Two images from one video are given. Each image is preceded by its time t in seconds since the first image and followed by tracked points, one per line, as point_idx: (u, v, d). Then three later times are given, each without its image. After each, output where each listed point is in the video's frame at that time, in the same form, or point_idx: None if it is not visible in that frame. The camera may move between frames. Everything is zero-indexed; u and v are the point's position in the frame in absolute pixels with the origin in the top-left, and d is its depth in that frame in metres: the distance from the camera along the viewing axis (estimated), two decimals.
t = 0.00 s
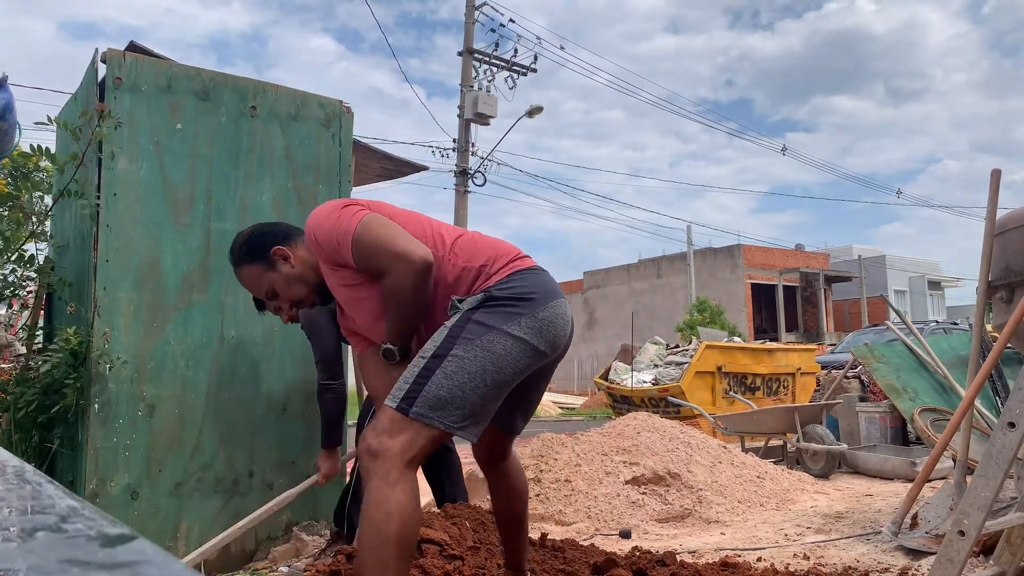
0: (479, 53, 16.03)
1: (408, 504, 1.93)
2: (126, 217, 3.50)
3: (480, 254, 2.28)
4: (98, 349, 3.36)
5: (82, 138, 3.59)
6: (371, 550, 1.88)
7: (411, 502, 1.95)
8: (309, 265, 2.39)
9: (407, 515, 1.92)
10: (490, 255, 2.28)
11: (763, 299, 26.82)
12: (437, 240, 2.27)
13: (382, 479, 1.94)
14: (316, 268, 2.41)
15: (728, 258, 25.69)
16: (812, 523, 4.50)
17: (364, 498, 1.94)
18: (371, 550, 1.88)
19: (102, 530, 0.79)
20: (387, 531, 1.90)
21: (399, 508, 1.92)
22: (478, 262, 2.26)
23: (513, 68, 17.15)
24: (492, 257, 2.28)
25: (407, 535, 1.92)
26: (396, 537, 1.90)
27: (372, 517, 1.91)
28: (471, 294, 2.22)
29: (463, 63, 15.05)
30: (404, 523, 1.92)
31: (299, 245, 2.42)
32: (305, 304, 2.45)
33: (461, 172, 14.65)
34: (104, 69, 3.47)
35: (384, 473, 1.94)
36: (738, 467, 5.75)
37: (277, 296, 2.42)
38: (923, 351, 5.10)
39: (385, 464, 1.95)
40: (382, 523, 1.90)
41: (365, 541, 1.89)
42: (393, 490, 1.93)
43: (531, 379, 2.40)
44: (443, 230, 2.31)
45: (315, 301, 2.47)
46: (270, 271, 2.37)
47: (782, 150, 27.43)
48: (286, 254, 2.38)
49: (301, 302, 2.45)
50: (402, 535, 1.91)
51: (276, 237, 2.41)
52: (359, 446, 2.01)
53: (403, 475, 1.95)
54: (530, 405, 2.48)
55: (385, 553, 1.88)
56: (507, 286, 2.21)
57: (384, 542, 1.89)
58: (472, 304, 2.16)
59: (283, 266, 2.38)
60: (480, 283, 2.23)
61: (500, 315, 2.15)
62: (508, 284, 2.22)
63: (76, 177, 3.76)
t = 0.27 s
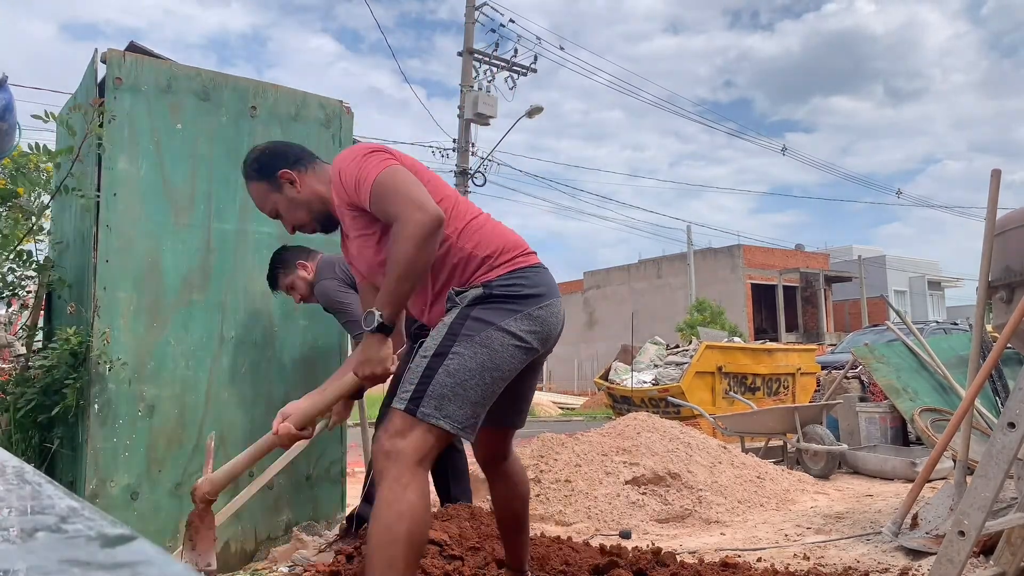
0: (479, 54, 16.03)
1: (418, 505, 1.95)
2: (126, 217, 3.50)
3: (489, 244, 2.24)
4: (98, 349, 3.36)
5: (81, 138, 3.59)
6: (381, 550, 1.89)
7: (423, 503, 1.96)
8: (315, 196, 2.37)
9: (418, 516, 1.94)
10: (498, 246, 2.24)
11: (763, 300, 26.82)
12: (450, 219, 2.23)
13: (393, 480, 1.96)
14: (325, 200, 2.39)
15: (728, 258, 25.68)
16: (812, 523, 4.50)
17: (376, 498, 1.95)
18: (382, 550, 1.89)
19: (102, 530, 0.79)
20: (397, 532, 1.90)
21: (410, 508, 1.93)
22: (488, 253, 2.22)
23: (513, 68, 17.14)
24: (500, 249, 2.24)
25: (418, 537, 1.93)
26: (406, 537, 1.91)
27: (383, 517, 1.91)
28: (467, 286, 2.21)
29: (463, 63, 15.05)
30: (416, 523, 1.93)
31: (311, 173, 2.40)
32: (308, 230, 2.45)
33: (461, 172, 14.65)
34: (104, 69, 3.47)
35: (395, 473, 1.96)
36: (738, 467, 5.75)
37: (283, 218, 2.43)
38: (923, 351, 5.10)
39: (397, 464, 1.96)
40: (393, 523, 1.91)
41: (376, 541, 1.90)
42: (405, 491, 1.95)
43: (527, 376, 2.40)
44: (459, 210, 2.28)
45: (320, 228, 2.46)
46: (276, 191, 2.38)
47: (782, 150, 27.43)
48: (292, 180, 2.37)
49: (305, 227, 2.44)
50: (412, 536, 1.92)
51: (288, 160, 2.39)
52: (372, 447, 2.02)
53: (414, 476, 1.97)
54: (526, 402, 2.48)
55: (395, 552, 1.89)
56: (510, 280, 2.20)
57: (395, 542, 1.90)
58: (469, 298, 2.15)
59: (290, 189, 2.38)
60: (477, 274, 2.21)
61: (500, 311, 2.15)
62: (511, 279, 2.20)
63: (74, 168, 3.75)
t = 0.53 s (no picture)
0: (479, 53, 16.04)
1: (415, 504, 1.95)
2: (126, 217, 3.50)
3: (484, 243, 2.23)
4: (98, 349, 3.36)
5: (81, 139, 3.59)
6: (380, 551, 1.90)
7: (420, 502, 1.97)
8: (305, 210, 2.39)
9: (415, 515, 1.94)
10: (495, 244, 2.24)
11: (763, 300, 26.81)
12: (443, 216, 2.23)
13: (390, 480, 1.96)
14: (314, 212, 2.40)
15: (728, 258, 25.68)
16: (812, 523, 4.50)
17: (374, 499, 1.96)
18: (381, 551, 1.90)
19: (102, 530, 0.79)
20: (395, 532, 1.92)
21: (407, 508, 1.94)
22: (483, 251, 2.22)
23: (513, 68, 17.14)
24: (496, 248, 2.24)
25: (415, 535, 1.94)
26: (404, 537, 1.92)
27: (381, 518, 1.93)
28: (467, 284, 2.20)
29: (463, 63, 15.05)
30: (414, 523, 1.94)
31: (297, 187, 2.42)
32: (297, 246, 2.47)
33: (460, 172, 14.64)
34: (104, 69, 3.46)
35: (391, 473, 1.96)
36: (738, 467, 5.75)
37: (272, 236, 2.44)
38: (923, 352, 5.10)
39: (393, 464, 1.96)
40: (390, 524, 1.92)
41: (374, 542, 1.91)
42: (401, 490, 1.95)
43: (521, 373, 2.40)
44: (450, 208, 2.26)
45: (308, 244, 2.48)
46: (264, 211, 2.39)
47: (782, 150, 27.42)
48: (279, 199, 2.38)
49: (293, 245, 2.46)
50: (410, 535, 1.93)
51: (275, 177, 2.41)
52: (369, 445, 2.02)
53: (411, 475, 1.97)
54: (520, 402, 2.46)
55: (394, 552, 1.90)
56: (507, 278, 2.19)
57: (393, 542, 1.91)
58: (468, 297, 2.14)
59: (277, 207, 2.38)
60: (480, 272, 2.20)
61: (498, 309, 2.15)
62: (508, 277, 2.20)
63: (74, 169, 3.75)
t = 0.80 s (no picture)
0: (479, 54, 16.04)
1: (401, 501, 1.97)
2: (126, 217, 3.50)
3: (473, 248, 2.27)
4: (98, 349, 3.36)
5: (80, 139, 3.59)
6: (367, 547, 1.90)
7: (406, 499, 1.99)
8: (376, 88, 2.43)
9: (401, 511, 1.96)
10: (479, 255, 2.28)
11: (763, 300, 26.81)
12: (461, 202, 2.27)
13: (375, 481, 1.99)
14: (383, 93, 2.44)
15: (728, 258, 25.67)
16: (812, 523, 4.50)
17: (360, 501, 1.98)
18: (367, 547, 1.90)
19: (102, 531, 0.79)
20: (382, 528, 1.92)
21: (393, 504, 1.96)
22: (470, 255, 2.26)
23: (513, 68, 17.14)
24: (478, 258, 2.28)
25: (401, 532, 1.94)
26: (392, 532, 1.92)
27: (367, 516, 1.94)
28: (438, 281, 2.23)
29: (463, 63, 15.04)
30: (400, 519, 1.95)
31: (378, 68, 2.46)
32: (354, 121, 2.50)
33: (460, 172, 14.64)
34: (104, 69, 3.46)
35: (376, 472, 1.99)
36: (738, 467, 5.75)
37: (335, 103, 2.47)
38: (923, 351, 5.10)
39: (378, 464, 2.00)
40: (377, 520, 1.93)
41: (362, 540, 1.92)
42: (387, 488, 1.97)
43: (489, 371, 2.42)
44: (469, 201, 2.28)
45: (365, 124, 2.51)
46: (341, 73, 2.43)
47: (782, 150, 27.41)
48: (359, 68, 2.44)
49: (352, 118, 2.49)
50: (397, 531, 1.93)
51: (361, 48, 2.46)
52: (356, 455, 2.07)
53: (395, 473, 2.00)
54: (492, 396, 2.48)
55: (381, 547, 1.90)
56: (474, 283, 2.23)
57: (380, 538, 1.91)
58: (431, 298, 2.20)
59: (354, 75, 2.44)
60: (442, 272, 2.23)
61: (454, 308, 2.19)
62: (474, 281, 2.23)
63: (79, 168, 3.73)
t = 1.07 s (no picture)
0: (479, 53, 16.04)
1: (434, 506, 2.02)
2: (126, 217, 3.50)
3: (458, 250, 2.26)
4: (99, 349, 3.36)
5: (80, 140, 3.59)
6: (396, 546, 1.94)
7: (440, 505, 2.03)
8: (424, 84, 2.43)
9: (433, 515, 2.00)
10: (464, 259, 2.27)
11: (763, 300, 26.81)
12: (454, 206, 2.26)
13: (410, 484, 2.04)
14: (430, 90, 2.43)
15: (728, 258, 25.67)
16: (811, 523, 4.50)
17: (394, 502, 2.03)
18: (398, 547, 1.94)
19: (102, 530, 0.79)
20: (412, 529, 1.97)
21: (425, 507, 2.00)
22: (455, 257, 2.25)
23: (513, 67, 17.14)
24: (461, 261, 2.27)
25: (431, 536, 1.98)
26: (421, 534, 1.97)
27: (400, 517, 1.99)
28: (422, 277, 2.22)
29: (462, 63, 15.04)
30: (433, 522, 2.00)
31: (434, 65, 2.44)
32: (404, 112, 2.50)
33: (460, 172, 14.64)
34: (104, 69, 3.47)
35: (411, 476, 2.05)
36: (738, 467, 5.75)
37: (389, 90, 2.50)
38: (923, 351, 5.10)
39: (415, 468, 2.06)
40: (410, 522, 1.97)
41: (393, 539, 1.96)
42: (422, 492, 2.02)
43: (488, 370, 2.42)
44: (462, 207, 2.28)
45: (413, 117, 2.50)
46: (395, 63, 2.45)
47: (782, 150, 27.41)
48: (416, 63, 2.43)
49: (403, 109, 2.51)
50: (427, 534, 1.98)
51: (423, 41, 2.44)
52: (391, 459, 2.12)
53: (429, 479, 2.05)
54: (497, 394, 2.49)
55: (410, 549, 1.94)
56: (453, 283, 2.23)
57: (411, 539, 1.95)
58: (404, 301, 2.21)
59: (407, 68, 2.44)
60: (416, 273, 2.24)
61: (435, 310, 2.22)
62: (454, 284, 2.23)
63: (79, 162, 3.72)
